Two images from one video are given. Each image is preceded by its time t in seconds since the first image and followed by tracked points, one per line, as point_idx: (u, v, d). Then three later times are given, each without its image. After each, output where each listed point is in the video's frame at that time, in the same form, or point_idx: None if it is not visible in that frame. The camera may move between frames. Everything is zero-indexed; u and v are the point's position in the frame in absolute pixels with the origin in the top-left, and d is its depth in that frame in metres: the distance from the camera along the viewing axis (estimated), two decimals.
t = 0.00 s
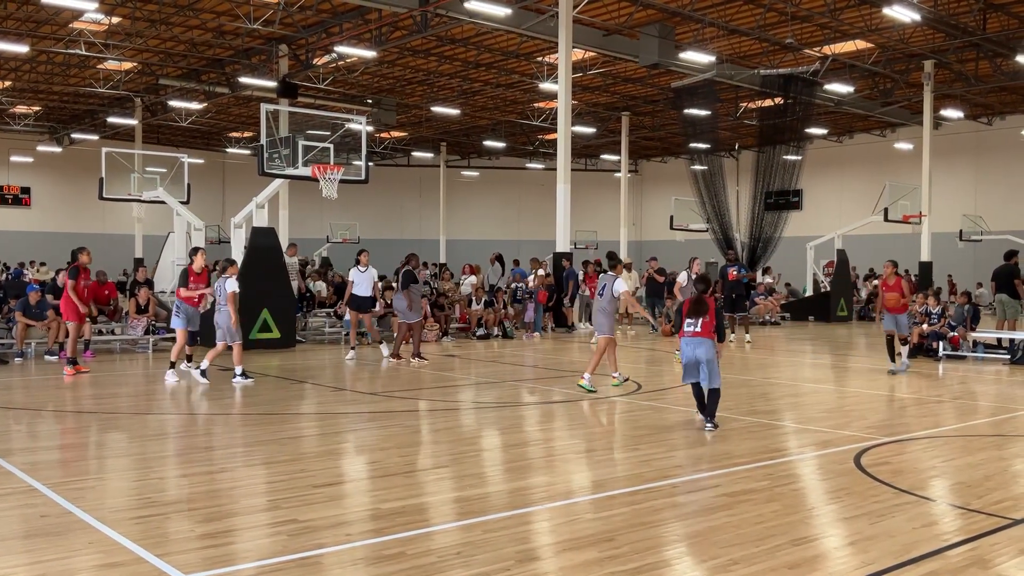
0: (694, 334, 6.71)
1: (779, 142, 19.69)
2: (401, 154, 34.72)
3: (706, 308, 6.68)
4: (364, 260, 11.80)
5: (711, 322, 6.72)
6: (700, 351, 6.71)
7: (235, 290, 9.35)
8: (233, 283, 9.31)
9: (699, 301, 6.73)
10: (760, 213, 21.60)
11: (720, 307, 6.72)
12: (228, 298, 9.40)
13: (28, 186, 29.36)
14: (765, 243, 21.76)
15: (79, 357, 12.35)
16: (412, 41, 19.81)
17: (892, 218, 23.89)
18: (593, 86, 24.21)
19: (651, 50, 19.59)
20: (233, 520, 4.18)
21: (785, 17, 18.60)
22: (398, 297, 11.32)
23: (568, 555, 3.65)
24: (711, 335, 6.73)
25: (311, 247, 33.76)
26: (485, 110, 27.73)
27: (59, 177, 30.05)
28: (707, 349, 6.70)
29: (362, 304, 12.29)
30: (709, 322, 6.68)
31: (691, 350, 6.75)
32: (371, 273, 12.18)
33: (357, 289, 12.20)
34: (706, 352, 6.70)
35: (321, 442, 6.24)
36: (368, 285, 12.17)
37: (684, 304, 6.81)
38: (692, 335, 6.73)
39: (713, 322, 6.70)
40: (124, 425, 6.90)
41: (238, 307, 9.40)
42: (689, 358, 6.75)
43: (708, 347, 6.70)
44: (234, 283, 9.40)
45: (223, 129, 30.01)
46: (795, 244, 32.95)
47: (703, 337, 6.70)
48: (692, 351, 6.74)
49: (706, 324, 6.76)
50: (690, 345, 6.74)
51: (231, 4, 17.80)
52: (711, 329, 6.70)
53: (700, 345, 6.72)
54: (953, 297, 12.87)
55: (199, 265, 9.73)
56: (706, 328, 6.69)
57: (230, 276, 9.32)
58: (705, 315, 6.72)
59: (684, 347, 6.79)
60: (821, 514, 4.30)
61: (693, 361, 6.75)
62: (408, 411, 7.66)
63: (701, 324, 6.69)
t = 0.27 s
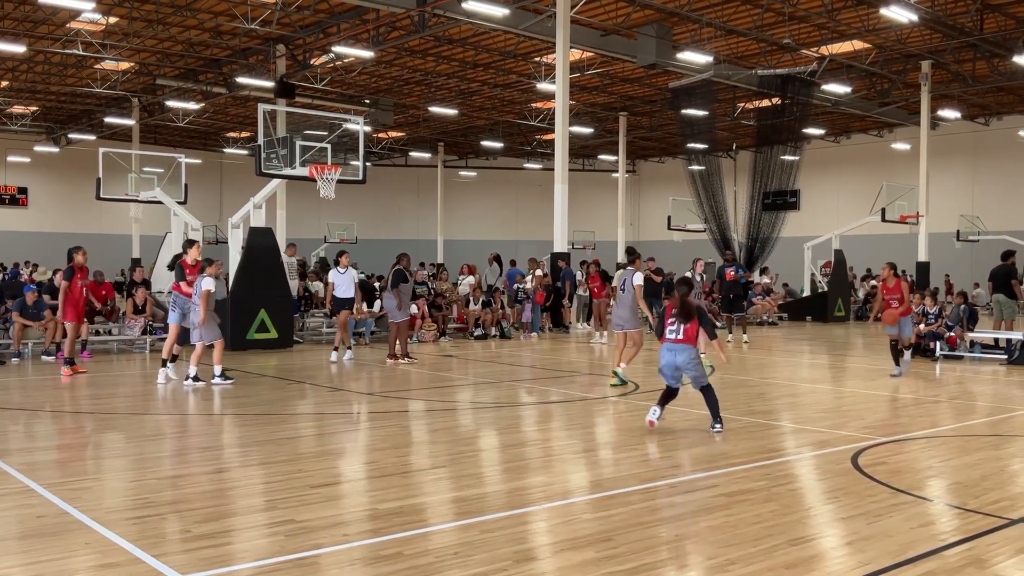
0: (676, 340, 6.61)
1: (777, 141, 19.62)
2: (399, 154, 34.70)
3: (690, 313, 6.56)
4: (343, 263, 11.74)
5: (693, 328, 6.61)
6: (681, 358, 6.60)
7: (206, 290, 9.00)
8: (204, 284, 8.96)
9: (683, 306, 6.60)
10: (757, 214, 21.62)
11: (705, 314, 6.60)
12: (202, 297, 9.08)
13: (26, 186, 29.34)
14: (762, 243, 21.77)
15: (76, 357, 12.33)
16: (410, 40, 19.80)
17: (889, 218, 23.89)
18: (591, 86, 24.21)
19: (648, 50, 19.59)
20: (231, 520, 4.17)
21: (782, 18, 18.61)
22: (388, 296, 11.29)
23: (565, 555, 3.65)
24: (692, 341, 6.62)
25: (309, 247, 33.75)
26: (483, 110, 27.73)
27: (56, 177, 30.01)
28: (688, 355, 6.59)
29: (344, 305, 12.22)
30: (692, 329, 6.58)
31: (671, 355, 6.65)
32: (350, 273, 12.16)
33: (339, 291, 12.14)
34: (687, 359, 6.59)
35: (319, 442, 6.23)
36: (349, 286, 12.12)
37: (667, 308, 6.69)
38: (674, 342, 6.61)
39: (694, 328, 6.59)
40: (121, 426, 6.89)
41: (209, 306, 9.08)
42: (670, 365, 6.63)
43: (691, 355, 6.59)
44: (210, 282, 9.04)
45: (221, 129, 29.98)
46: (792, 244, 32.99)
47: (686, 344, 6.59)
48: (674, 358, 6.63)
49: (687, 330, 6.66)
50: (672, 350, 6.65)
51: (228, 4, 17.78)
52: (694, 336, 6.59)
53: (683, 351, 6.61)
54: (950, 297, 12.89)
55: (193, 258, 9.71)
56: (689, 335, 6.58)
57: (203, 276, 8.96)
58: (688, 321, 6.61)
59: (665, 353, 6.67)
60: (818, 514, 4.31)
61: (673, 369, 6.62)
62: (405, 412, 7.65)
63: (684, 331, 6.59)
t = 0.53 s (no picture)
0: (629, 335, 6.38)
1: (773, 141, 19.82)
2: (397, 154, 34.70)
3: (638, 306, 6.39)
4: (325, 261, 11.72)
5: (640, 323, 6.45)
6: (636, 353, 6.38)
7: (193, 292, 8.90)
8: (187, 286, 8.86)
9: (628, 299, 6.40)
10: (755, 214, 21.63)
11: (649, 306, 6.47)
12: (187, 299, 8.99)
13: (22, 186, 29.30)
14: (759, 244, 21.78)
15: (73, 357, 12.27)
16: (408, 40, 19.80)
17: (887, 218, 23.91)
18: (588, 87, 24.22)
19: (646, 51, 19.57)
20: (227, 521, 4.16)
21: (779, 18, 18.64)
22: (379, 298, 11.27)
23: (562, 556, 3.65)
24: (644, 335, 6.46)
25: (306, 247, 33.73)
26: (480, 111, 27.73)
27: (53, 177, 29.96)
28: (643, 350, 6.38)
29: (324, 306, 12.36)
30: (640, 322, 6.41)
31: (624, 353, 6.39)
32: (331, 273, 12.23)
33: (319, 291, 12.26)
34: (642, 353, 6.38)
35: (315, 442, 6.22)
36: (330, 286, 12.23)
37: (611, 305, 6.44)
38: (626, 338, 6.38)
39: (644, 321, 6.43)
40: (118, 426, 6.88)
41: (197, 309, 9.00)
42: (625, 363, 6.37)
43: (644, 348, 6.40)
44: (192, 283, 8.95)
45: (218, 129, 29.95)
46: (789, 244, 33.03)
47: (637, 338, 6.39)
48: (628, 355, 6.38)
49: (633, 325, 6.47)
50: (625, 346, 6.39)
51: (225, 4, 17.76)
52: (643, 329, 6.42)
53: (635, 346, 6.39)
54: (947, 298, 12.92)
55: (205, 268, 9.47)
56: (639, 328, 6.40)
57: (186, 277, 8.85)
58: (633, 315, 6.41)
59: (618, 351, 6.40)
60: (815, 514, 4.31)
61: (629, 366, 6.37)
62: (401, 412, 7.64)
63: (635, 325, 6.39)
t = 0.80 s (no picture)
0: (570, 330, 6.24)
1: (770, 142, 19.77)
2: (394, 154, 34.68)
3: (585, 301, 6.23)
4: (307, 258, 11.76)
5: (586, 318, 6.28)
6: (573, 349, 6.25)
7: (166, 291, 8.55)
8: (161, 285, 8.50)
9: (577, 294, 6.26)
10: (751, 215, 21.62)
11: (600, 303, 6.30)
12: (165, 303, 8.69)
13: (19, 185, 29.24)
14: (756, 245, 21.77)
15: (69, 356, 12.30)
16: (405, 40, 19.78)
17: (884, 220, 23.93)
18: (586, 87, 24.21)
19: (643, 51, 19.61)
20: (223, 520, 4.15)
21: (777, 19, 18.65)
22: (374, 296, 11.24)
23: (559, 556, 3.64)
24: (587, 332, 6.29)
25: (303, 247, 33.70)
26: (478, 111, 27.72)
27: (50, 176, 29.89)
28: (580, 347, 6.23)
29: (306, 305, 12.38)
30: (585, 319, 6.24)
31: (562, 346, 6.28)
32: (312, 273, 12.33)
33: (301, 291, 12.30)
34: (580, 349, 6.24)
35: (311, 442, 6.21)
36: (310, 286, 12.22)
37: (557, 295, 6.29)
38: (567, 332, 6.25)
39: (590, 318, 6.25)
40: (114, 425, 6.86)
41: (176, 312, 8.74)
42: (560, 357, 6.27)
43: (582, 345, 6.25)
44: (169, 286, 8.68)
45: (215, 128, 29.91)
46: (787, 245, 33.06)
47: (578, 334, 6.24)
48: (564, 350, 6.26)
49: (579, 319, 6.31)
50: (564, 340, 6.26)
51: (222, 3, 17.73)
52: (587, 325, 6.25)
53: (574, 342, 6.26)
54: (943, 299, 12.95)
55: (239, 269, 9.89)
56: (582, 324, 6.24)
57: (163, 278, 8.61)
58: (580, 310, 6.24)
59: (555, 344, 6.28)
60: (812, 515, 4.31)
61: (564, 360, 6.26)
62: (399, 412, 7.62)
63: (578, 320, 6.22)
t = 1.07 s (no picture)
0: (505, 336, 6.23)
1: (768, 144, 19.71)
2: (392, 154, 34.68)
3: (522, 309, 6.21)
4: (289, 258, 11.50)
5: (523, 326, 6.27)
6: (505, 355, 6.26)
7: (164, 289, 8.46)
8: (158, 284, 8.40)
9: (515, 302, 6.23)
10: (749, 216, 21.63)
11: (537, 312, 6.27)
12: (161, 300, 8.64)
13: (17, 185, 29.19)
14: (754, 246, 21.79)
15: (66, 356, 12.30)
16: (403, 41, 19.78)
17: (881, 221, 23.95)
18: (584, 88, 24.23)
19: (641, 51, 19.56)
20: (220, 521, 4.15)
21: (775, 20, 18.67)
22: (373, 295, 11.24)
23: (556, 557, 3.64)
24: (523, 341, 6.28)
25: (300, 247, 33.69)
26: (476, 111, 27.72)
27: (47, 176, 29.86)
28: (513, 354, 6.25)
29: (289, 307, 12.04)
30: (520, 326, 6.20)
31: (498, 353, 6.31)
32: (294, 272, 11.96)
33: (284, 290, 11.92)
34: (514, 357, 6.25)
35: (307, 442, 6.20)
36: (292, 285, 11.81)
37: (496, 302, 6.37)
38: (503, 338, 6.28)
39: (526, 327, 6.24)
40: (111, 425, 6.85)
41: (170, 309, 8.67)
42: (491, 362, 6.29)
43: (515, 352, 6.25)
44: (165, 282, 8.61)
45: (213, 128, 29.90)
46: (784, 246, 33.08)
47: (511, 341, 6.23)
48: (498, 356, 6.29)
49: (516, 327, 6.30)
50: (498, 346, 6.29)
51: (220, 3, 17.72)
52: (522, 333, 6.24)
53: (508, 349, 6.27)
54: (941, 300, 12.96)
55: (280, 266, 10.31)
56: (518, 332, 6.22)
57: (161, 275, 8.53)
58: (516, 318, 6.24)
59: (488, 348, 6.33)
60: (809, 516, 4.32)
61: (493, 366, 6.28)
62: (397, 412, 7.62)
63: (511, 328, 6.22)
